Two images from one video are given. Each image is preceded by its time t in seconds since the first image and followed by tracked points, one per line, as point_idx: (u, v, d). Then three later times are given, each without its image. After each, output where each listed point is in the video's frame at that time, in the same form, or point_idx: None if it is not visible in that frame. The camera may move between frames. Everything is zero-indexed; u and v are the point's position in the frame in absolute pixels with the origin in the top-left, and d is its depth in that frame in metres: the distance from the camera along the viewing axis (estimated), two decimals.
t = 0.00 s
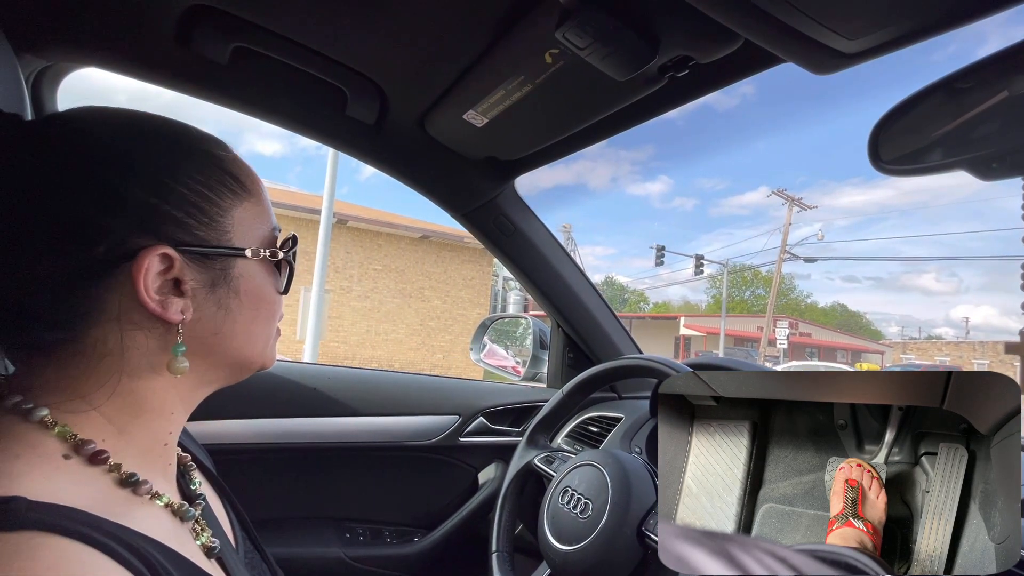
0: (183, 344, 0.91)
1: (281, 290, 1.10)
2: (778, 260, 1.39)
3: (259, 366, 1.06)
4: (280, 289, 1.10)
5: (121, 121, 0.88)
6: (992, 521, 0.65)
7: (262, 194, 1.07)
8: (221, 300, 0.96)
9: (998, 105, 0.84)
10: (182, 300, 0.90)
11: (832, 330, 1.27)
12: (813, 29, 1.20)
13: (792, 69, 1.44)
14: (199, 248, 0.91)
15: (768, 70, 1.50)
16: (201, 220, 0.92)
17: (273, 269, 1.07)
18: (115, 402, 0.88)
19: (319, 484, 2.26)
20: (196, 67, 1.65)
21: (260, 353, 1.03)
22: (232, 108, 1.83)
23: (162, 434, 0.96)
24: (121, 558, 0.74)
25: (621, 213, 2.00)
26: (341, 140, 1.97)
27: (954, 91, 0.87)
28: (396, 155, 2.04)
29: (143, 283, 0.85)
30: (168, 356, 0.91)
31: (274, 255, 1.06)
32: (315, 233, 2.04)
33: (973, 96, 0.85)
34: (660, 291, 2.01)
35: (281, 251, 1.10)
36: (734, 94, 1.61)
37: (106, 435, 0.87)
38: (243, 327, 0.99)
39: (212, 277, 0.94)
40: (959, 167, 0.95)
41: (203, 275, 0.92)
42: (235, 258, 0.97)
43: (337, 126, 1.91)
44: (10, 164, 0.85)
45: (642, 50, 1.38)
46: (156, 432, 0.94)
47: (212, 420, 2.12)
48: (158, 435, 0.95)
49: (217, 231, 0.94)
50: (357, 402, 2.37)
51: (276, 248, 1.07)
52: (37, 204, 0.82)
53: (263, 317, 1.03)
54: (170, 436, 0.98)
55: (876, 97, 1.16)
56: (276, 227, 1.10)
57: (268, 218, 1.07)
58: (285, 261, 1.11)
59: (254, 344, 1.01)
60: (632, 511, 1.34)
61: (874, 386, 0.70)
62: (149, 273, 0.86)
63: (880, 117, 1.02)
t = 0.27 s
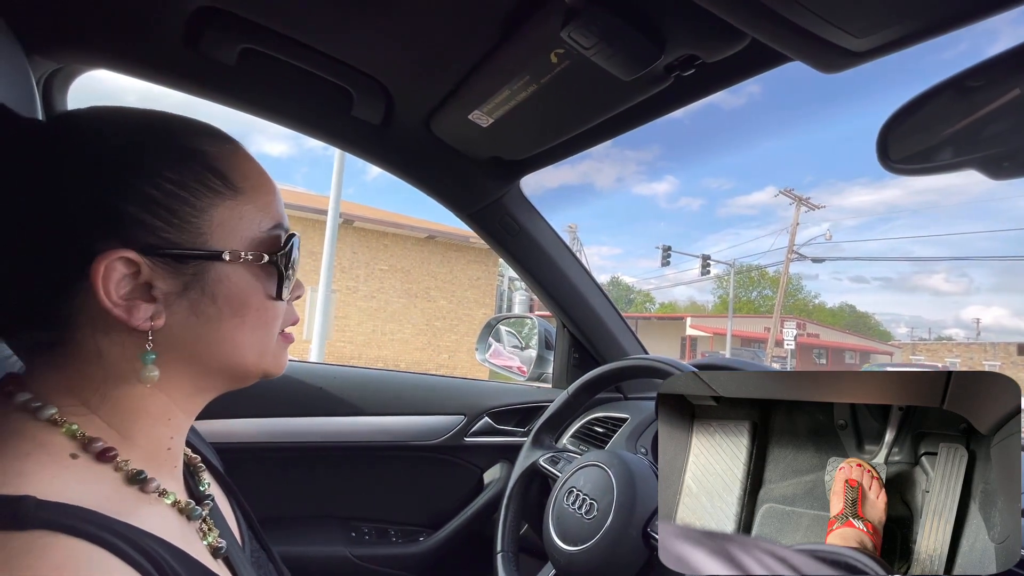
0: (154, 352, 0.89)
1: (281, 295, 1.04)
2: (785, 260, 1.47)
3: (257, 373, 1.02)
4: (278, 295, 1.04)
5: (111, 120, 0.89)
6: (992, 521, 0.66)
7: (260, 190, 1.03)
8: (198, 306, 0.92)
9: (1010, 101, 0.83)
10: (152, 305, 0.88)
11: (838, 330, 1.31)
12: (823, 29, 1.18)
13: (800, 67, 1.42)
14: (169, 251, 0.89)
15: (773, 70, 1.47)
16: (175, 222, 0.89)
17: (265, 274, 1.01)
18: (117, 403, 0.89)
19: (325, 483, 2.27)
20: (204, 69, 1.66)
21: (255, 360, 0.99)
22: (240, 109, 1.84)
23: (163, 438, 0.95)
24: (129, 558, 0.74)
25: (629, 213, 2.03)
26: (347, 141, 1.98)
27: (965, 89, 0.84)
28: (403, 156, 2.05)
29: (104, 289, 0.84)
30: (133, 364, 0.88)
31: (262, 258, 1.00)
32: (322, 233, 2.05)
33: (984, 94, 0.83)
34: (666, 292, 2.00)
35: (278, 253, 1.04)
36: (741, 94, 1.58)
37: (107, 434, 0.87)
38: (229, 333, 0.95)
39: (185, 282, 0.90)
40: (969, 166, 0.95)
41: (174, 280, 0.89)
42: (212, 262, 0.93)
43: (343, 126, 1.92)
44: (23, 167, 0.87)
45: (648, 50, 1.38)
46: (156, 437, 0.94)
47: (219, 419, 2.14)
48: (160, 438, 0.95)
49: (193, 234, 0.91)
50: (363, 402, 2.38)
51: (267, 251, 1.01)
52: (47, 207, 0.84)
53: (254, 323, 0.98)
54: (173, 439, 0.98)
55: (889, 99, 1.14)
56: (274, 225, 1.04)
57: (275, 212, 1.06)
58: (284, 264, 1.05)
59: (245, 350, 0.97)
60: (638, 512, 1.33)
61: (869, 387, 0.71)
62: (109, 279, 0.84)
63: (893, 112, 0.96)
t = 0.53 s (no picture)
0: (127, 359, 0.88)
1: (257, 300, 0.97)
2: (790, 260, 1.48)
3: (245, 379, 0.97)
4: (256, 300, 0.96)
5: (103, 123, 0.89)
6: (992, 521, 0.64)
7: (248, 187, 0.98)
8: (167, 313, 0.89)
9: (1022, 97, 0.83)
10: (120, 312, 0.86)
11: (845, 331, 1.35)
12: (832, 29, 1.16)
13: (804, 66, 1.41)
14: (133, 255, 0.87)
15: (777, 70, 1.46)
16: (140, 227, 0.87)
17: (235, 279, 0.94)
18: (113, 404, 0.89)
19: (330, 482, 2.28)
20: (210, 70, 1.67)
21: (239, 368, 0.94)
22: (245, 110, 1.85)
23: (163, 442, 0.95)
24: (137, 557, 0.75)
25: (635, 213, 2.07)
26: (351, 141, 1.99)
27: (973, 88, 0.84)
28: (408, 156, 2.05)
29: (69, 294, 0.84)
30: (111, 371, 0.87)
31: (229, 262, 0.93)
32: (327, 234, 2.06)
33: (993, 92, 0.83)
34: (671, 291, 2.01)
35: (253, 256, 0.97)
36: (746, 94, 1.56)
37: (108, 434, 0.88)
38: (200, 342, 0.90)
39: (152, 288, 0.87)
40: (978, 166, 0.95)
41: (141, 286, 0.87)
42: (178, 267, 0.89)
43: (347, 127, 1.92)
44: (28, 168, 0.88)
45: (653, 50, 1.38)
46: (156, 442, 0.93)
47: (225, 419, 2.15)
48: (159, 442, 0.94)
49: (158, 238, 0.88)
50: (368, 401, 2.39)
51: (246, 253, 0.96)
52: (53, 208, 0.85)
53: (230, 330, 0.93)
54: (174, 442, 0.97)
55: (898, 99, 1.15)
56: (252, 224, 0.98)
57: (285, 215, 1.05)
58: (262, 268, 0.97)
59: (221, 358, 0.92)
60: (643, 513, 1.33)
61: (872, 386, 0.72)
62: (75, 286, 0.84)
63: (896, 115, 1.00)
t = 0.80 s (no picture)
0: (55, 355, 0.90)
1: (167, 290, 0.89)
2: (798, 260, 1.51)
3: (167, 386, 0.90)
4: (143, 295, 0.88)
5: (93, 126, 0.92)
6: (992, 521, 0.64)
7: (156, 169, 0.91)
8: (74, 310, 0.87)
9: None
10: (42, 309, 0.89)
11: (852, 332, 1.32)
12: (834, 25, 1.15)
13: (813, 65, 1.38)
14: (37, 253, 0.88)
15: (785, 68, 1.43)
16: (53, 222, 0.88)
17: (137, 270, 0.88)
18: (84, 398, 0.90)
19: (336, 482, 2.29)
20: (216, 71, 1.68)
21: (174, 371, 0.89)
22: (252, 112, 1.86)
23: (144, 444, 0.94)
24: (137, 557, 0.75)
25: (641, 214, 2.05)
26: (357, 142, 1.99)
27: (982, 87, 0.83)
28: (413, 157, 2.05)
29: (9, 292, 0.88)
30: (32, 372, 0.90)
31: (94, 251, 0.87)
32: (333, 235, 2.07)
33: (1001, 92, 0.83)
34: (676, 292, 2.03)
35: (132, 244, 0.89)
36: (752, 93, 1.55)
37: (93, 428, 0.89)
38: (99, 342, 0.86)
39: (56, 285, 0.87)
40: (989, 165, 0.94)
41: (49, 283, 0.87)
42: (77, 260, 0.86)
43: (353, 128, 1.93)
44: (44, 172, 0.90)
45: (658, 51, 1.37)
46: (136, 442, 0.93)
47: (232, 418, 2.16)
48: (138, 441, 0.93)
49: (67, 233, 0.87)
50: (373, 402, 2.39)
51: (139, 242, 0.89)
52: (71, 211, 0.88)
53: (125, 332, 0.86)
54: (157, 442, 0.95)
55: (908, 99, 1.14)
56: (134, 210, 0.89)
57: (276, 207, 1.08)
58: (169, 260, 0.90)
59: (122, 362, 0.87)
60: (650, 514, 1.33)
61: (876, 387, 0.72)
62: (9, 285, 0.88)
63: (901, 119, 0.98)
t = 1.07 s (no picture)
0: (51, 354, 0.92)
1: (159, 288, 0.90)
2: (805, 261, 1.54)
3: (156, 383, 0.90)
4: (129, 292, 0.88)
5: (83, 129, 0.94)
6: (992, 521, 0.64)
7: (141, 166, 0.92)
8: (67, 307, 0.88)
9: None
10: (40, 307, 0.90)
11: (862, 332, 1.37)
12: (839, 23, 1.13)
13: (822, 65, 1.36)
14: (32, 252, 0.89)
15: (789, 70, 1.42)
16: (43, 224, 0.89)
17: (129, 268, 0.89)
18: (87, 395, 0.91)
19: (342, 482, 2.30)
20: (223, 73, 1.69)
21: (161, 367, 0.89)
22: (259, 114, 1.87)
23: (150, 440, 0.94)
24: (146, 553, 0.76)
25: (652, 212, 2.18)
26: (363, 144, 2.00)
27: (995, 86, 0.82)
28: (419, 158, 2.05)
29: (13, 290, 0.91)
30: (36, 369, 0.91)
31: (77, 249, 0.87)
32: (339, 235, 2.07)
33: (1014, 90, 0.81)
34: (681, 292, 2.02)
35: (118, 242, 0.89)
36: (758, 93, 1.53)
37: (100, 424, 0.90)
38: (88, 341, 0.87)
39: (50, 283, 0.88)
40: (1002, 164, 0.93)
41: (44, 281, 0.89)
42: (63, 260, 0.87)
43: (359, 129, 1.93)
44: (54, 173, 0.91)
45: (665, 50, 1.36)
46: (140, 439, 0.93)
47: (239, 418, 2.18)
48: (140, 440, 0.93)
49: (55, 233, 0.88)
50: (379, 402, 2.40)
51: (128, 239, 0.90)
52: (81, 213, 0.89)
53: (112, 330, 0.87)
54: (160, 440, 0.96)
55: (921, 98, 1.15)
56: (118, 207, 0.90)
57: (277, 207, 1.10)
58: (169, 259, 0.91)
59: (110, 361, 0.87)
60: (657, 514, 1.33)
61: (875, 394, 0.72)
62: (11, 284, 0.90)
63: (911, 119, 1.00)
